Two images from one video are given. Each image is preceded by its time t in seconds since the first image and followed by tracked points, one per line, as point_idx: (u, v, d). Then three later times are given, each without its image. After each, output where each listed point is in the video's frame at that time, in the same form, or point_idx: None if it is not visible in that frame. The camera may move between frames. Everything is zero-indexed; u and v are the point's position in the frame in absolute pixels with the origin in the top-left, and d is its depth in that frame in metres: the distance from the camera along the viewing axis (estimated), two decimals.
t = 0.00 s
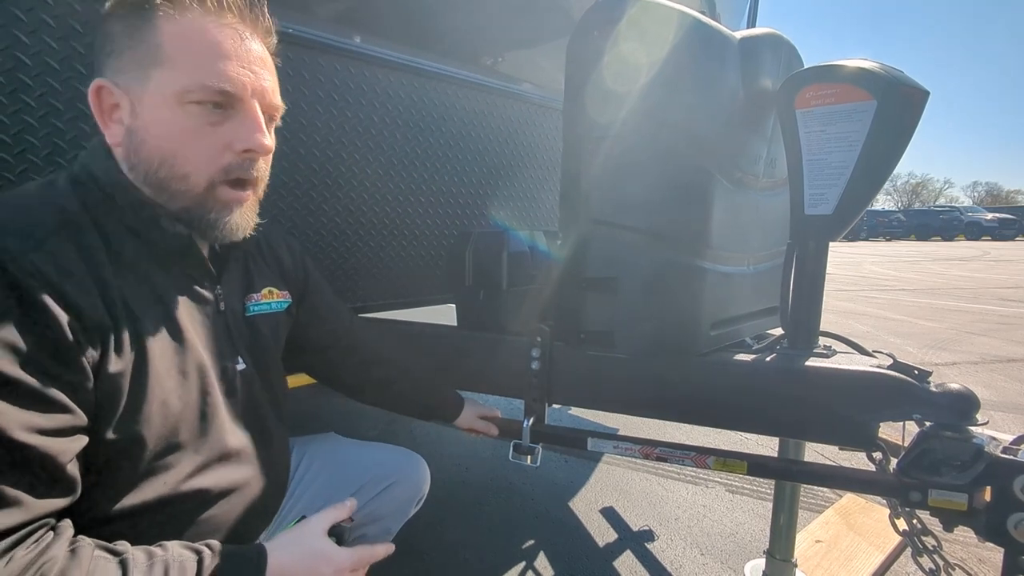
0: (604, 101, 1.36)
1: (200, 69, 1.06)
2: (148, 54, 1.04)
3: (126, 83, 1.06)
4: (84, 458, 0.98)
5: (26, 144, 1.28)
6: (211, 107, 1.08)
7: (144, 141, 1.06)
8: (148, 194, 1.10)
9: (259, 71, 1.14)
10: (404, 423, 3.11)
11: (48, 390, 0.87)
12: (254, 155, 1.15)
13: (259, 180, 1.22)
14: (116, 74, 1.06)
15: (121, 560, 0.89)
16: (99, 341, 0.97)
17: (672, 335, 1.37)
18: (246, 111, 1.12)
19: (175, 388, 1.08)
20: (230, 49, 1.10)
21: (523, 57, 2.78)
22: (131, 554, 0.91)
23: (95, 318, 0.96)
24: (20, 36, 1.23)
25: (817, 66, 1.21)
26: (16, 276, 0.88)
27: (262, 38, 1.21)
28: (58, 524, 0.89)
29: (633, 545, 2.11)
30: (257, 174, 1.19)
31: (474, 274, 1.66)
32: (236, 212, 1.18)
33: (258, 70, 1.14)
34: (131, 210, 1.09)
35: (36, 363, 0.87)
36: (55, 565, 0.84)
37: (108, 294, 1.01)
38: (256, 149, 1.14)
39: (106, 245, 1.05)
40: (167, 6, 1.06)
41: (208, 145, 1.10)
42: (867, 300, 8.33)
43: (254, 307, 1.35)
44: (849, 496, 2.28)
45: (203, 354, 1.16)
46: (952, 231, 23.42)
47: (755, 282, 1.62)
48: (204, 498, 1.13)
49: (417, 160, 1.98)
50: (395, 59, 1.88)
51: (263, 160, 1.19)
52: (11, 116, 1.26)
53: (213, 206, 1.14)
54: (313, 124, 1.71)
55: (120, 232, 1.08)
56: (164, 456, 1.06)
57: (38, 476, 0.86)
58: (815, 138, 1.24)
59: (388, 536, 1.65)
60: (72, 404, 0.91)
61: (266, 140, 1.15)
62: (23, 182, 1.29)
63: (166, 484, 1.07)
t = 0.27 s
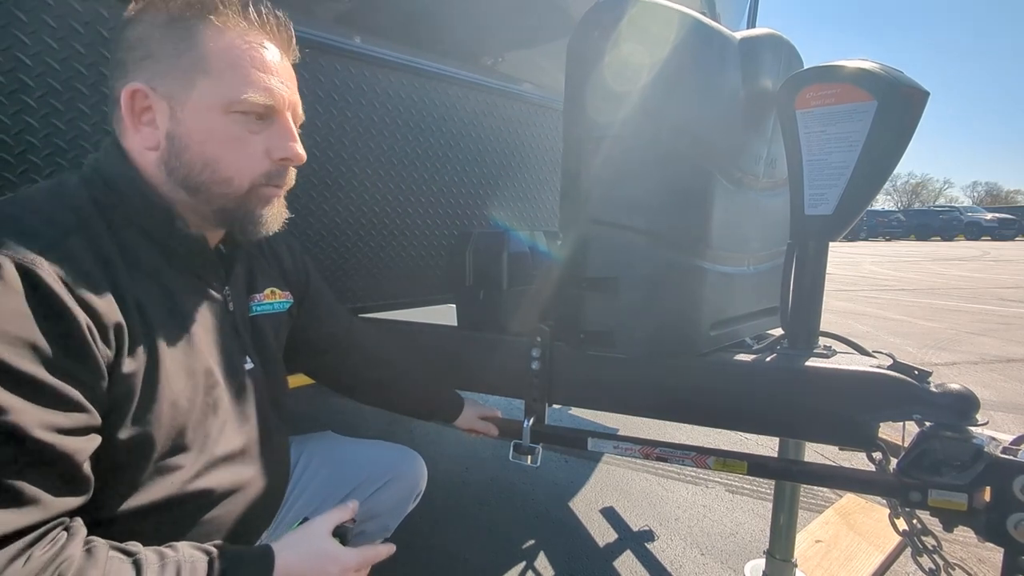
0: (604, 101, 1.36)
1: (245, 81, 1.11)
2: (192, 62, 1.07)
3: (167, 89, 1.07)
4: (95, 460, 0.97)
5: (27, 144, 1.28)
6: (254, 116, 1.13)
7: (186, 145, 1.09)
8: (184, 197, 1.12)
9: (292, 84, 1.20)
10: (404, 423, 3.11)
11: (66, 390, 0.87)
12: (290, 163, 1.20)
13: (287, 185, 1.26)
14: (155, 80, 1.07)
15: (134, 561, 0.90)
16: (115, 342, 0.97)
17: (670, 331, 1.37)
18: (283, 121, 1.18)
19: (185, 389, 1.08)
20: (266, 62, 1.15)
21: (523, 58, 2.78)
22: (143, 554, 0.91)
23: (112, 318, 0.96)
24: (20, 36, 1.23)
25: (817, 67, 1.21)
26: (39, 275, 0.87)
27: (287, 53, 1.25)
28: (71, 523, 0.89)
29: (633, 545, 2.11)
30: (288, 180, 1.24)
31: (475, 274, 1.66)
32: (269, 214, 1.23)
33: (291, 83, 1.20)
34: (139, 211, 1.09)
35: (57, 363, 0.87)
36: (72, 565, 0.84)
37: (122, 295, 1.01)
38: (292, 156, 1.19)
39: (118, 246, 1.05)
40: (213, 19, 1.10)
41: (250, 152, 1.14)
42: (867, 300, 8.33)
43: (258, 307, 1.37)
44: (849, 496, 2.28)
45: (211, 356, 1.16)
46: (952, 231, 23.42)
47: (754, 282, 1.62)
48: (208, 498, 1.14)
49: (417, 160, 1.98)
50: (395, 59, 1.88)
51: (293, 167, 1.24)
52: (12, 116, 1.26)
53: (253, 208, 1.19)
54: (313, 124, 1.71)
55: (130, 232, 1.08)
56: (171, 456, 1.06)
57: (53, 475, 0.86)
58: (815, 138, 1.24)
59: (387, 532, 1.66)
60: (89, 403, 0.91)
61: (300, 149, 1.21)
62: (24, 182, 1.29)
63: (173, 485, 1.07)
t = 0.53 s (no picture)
0: (604, 100, 1.36)
1: (246, 81, 1.11)
2: (195, 62, 1.07)
3: (169, 89, 1.07)
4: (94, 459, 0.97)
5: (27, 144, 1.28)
6: (255, 115, 1.13)
7: (189, 145, 1.09)
8: (185, 196, 1.12)
9: (292, 84, 1.20)
10: (404, 423, 3.11)
11: (64, 388, 0.87)
12: (292, 162, 1.19)
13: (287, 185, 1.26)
14: (158, 80, 1.07)
15: (130, 561, 0.90)
16: (114, 340, 0.97)
17: (670, 332, 1.37)
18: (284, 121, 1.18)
19: (183, 389, 1.08)
20: (267, 62, 1.15)
21: (523, 58, 2.78)
22: (140, 555, 0.91)
23: (111, 317, 0.96)
24: (20, 36, 1.23)
25: (817, 67, 1.21)
26: (39, 273, 0.87)
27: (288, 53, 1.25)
28: (68, 522, 0.88)
29: (633, 545, 2.11)
30: (288, 179, 1.24)
31: (475, 274, 1.66)
32: (270, 211, 1.22)
33: (292, 83, 1.20)
34: (138, 211, 1.09)
35: (56, 361, 0.87)
36: (68, 564, 0.84)
37: (121, 294, 1.01)
38: (293, 156, 1.19)
39: (119, 245, 1.05)
40: (216, 20, 1.11)
41: (251, 151, 1.14)
42: (867, 300, 8.34)
43: (258, 306, 1.37)
44: (849, 496, 2.28)
45: (209, 356, 1.16)
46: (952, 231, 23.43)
47: (754, 282, 1.62)
48: (206, 499, 1.14)
49: (417, 160, 1.98)
50: (395, 59, 1.88)
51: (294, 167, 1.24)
52: (11, 116, 1.26)
53: (253, 206, 1.19)
54: (313, 124, 1.71)
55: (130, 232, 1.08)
56: (169, 456, 1.06)
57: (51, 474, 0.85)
58: (815, 138, 1.24)
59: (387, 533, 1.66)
60: (87, 402, 0.91)
61: (302, 148, 1.21)
62: (24, 182, 1.29)
63: (170, 484, 1.07)
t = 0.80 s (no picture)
0: (604, 100, 1.35)
1: (232, 78, 1.11)
2: (180, 60, 1.08)
3: (155, 88, 1.08)
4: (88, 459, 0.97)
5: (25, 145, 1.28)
6: (241, 112, 1.13)
7: (176, 143, 1.09)
8: (175, 194, 1.13)
9: (281, 80, 1.20)
10: (404, 423, 3.11)
11: (55, 389, 0.87)
12: (281, 159, 1.19)
13: (278, 181, 1.26)
14: (144, 80, 1.08)
15: (124, 561, 0.90)
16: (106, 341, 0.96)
17: (670, 333, 1.37)
18: (272, 117, 1.18)
19: (179, 388, 1.08)
20: (254, 58, 1.15)
21: (523, 58, 2.78)
22: (134, 555, 0.91)
23: (103, 317, 0.96)
24: (19, 36, 1.23)
25: (817, 67, 1.21)
26: (29, 274, 0.87)
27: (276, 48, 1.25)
28: (60, 523, 0.89)
29: (633, 545, 2.11)
30: (278, 175, 1.24)
31: (475, 275, 1.66)
32: (262, 206, 1.21)
33: (281, 79, 1.20)
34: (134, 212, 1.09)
35: (47, 361, 0.87)
36: (61, 565, 0.84)
37: (115, 295, 1.00)
38: (283, 152, 1.19)
39: (112, 245, 1.05)
40: (200, 18, 1.11)
41: (239, 148, 1.14)
42: (867, 300, 8.34)
43: (253, 308, 1.36)
44: (849, 497, 2.28)
45: (204, 356, 1.16)
46: (952, 231, 23.44)
47: (754, 282, 1.62)
48: (202, 499, 1.14)
49: (417, 160, 1.98)
50: (395, 59, 1.88)
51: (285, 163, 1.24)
52: (10, 116, 1.26)
53: (244, 204, 1.18)
54: (314, 124, 1.71)
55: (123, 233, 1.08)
56: (164, 457, 1.06)
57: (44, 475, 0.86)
58: (815, 138, 1.24)
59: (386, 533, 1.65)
60: (78, 402, 0.91)
61: (292, 145, 1.21)
62: (22, 182, 1.29)
63: (166, 485, 1.07)
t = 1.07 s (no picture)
0: (604, 100, 1.35)
1: (215, 73, 1.09)
2: (161, 57, 1.06)
3: (139, 88, 1.07)
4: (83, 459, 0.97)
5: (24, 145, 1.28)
6: (226, 107, 1.11)
7: (162, 142, 1.08)
8: (163, 194, 1.12)
9: (267, 75, 1.18)
10: (404, 423, 3.11)
11: (48, 388, 0.86)
12: (270, 154, 1.18)
13: (269, 177, 1.25)
14: (128, 80, 1.07)
15: (117, 565, 0.89)
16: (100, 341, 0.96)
17: (670, 334, 1.37)
18: (258, 111, 1.16)
19: (175, 387, 1.08)
20: (237, 52, 1.13)
21: (522, 58, 2.78)
22: (127, 558, 0.91)
23: (96, 316, 0.95)
24: (18, 36, 1.23)
25: (817, 67, 1.21)
26: (21, 274, 0.87)
27: (262, 43, 1.24)
28: (54, 523, 0.89)
29: (633, 545, 2.11)
30: (268, 170, 1.23)
31: (474, 275, 1.66)
32: (250, 204, 1.21)
33: (266, 73, 1.18)
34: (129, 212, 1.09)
35: (39, 360, 0.87)
36: (52, 566, 0.83)
37: (110, 294, 1.00)
38: (271, 146, 1.18)
39: (106, 245, 1.05)
40: (179, 13, 1.08)
41: (226, 144, 1.12)
42: (867, 300, 8.34)
43: (251, 307, 1.35)
44: (849, 497, 2.28)
45: (199, 355, 1.16)
46: (951, 231, 23.44)
47: (754, 282, 1.62)
48: (200, 498, 1.13)
49: (417, 160, 1.98)
50: (395, 59, 1.88)
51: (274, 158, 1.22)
52: (8, 117, 1.25)
53: (233, 201, 1.17)
54: (313, 124, 1.71)
55: (118, 233, 1.08)
56: (161, 456, 1.06)
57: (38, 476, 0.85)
58: (814, 139, 1.24)
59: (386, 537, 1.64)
60: (72, 401, 0.91)
61: (279, 141, 1.20)
62: (21, 183, 1.28)
63: (162, 484, 1.07)
